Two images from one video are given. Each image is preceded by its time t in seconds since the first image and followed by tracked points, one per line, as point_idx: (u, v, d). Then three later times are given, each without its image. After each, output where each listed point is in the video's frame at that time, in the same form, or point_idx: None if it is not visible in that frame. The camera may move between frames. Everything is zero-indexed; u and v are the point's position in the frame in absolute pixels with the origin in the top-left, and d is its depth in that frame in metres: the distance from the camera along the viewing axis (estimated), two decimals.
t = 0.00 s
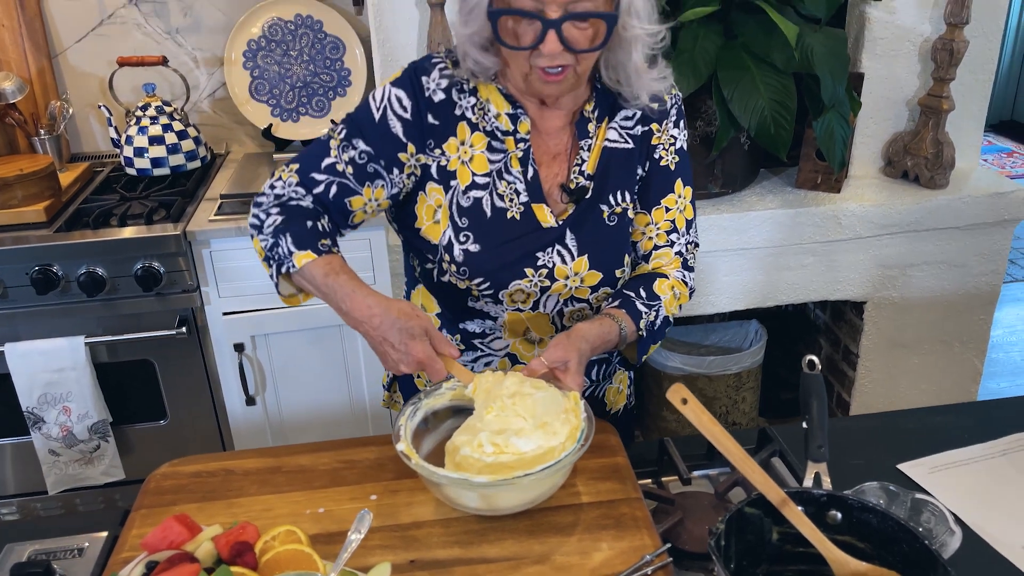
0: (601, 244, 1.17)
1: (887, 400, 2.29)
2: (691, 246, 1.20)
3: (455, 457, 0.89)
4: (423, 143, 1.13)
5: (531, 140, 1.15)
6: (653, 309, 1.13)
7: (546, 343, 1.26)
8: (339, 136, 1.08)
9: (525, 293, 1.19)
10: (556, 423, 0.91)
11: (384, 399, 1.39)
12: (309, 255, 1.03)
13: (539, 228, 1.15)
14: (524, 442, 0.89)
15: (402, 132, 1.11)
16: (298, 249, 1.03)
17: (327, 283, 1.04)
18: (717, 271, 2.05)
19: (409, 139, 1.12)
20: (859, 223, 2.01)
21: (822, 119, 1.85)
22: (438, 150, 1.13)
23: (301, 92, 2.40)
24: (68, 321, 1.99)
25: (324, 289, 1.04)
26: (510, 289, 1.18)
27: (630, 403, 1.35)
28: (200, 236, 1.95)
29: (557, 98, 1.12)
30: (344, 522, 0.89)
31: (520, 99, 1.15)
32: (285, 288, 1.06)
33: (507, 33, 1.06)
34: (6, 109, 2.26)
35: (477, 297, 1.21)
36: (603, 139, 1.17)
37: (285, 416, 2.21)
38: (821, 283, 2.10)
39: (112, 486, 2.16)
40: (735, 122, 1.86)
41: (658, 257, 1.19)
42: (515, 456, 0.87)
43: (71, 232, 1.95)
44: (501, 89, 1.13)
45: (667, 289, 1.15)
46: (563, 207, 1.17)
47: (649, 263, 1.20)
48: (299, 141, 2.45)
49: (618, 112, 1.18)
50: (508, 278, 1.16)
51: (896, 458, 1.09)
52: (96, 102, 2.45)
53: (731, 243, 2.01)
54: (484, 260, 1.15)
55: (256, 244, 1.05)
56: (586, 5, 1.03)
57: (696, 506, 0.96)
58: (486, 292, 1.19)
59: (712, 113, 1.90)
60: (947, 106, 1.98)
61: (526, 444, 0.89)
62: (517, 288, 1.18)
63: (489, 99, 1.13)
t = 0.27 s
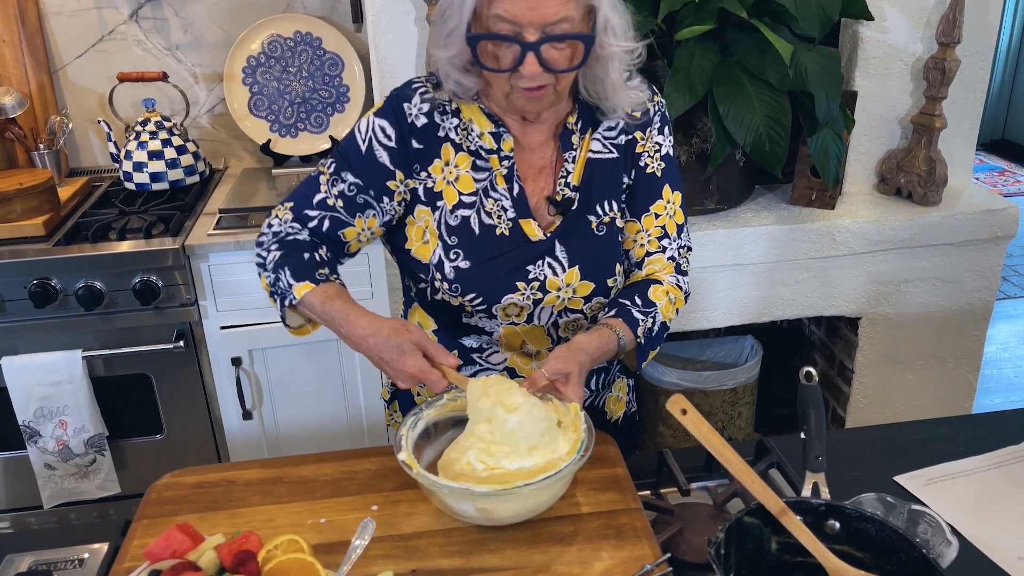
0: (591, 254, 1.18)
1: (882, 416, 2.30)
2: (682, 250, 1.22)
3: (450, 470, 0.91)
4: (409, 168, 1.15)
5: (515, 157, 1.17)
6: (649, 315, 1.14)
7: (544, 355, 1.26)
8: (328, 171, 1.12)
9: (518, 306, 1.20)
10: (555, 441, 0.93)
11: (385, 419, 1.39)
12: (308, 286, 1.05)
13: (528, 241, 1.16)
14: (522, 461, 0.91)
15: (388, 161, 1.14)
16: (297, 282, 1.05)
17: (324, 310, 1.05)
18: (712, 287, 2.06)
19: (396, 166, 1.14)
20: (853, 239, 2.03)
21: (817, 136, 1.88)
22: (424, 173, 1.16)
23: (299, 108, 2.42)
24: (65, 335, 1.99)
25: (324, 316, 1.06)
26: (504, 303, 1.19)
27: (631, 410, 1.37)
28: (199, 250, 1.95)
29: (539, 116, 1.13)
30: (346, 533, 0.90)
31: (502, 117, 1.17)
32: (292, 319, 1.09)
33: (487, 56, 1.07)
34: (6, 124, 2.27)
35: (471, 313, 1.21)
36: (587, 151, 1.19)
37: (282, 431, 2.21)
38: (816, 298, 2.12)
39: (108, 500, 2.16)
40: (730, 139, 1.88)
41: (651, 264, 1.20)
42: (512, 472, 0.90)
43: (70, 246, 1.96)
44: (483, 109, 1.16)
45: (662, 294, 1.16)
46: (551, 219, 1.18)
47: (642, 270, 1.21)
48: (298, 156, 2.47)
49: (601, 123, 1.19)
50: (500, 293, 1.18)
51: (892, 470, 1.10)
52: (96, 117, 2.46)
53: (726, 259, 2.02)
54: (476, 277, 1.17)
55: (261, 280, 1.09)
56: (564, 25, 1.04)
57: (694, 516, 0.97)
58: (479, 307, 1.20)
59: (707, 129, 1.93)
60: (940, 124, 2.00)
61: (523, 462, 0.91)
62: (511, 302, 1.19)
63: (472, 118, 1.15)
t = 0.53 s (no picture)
0: (587, 261, 1.20)
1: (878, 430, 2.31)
2: (677, 258, 1.22)
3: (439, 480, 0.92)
4: (405, 181, 1.17)
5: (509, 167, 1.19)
6: (647, 324, 1.14)
7: (541, 364, 1.26)
8: (329, 195, 1.16)
9: (516, 314, 1.20)
10: (553, 451, 0.93)
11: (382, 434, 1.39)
12: (307, 305, 1.09)
13: (524, 250, 1.17)
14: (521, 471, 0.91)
15: (385, 176, 1.16)
16: (299, 301, 1.09)
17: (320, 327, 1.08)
18: (709, 301, 2.08)
19: (393, 181, 1.17)
20: (849, 254, 2.05)
21: (813, 152, 1.90)
22: (419, 185, 1.17)
23: (299, 122, 2.43)
24: (64, 346, 1.99)
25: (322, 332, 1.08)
26: (501, 311, 1.19)
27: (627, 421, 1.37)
28: (199, 262, 1.96)
29: (534, 123, 1.16)
30: (348, 540, 0.90)
31: (497, 125, 1.19)
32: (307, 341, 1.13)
33: (484, 66, 1.09)
34: (7, 137, 2.28)
35: (468, 321, 1.22)
36: (581, 160, 1.20)
37: (280, 443, 2.21)
38: (812, 313, 2.13)
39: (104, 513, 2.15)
40: (727, 153, 1.90)
41: (646, 271, 1.20)
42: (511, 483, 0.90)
43: (70, 257, 1.96)
44: (478, 119, 1.18)
45: (658, 303, 1.16)
46: (546, 227, 1.20)
47: (638, 278, 1.21)
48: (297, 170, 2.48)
49: (593, 133, 1.21)
50: (498, 301, 1.18)
51: (890, 480, 1.11)
52: (96, 130, 2.47)
53: (723, 272, 2.03)
54: (473, 284, 1.17)
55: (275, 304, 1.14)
56: (559, 35, 1.06)
57: (694, 525, 0.98)
58: (477, 315, 1.20)
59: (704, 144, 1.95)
60: (934, 141, 2.02)
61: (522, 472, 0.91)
62: (508, 310, 1.19)
63: (466, 129, 1.17)
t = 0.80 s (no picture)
0: (585, 271, 1.20)
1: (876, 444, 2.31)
2: (673, 269, 1.24)
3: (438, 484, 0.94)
4: (403, 189, 1.19)
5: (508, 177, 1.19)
6: (646, 334, 1.15)
7: (538, 372, 1.26)
8: (327, 202, 1.18)
9: (513, 321, 1.21)
10: (553, 457, 0.93)
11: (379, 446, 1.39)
12: (301, 304, 1.10)
13: (522, 258, 1.18)
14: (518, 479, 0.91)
15: (383, 184, 1.18)
16: (292, 300, 1.10)
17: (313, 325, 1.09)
18: (707, 314, 2.08)
19: (390, 189, 1.18)
20: (846, 268, 2.06)
21: (810, 166, 1.91)
22: (417, 193, 1.19)
23: (299, 135, 2.45)
24: (63, 357, 1.99)
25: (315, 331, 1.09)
26: (499, 317, 1.20)
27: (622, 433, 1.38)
28: (199, 273, 1.96)
29: (533, 131, 1.17)
30: (350, 549, 0.90)
31: (496, 134, 1.20)
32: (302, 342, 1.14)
33: (487, 73, 1.10)
34: (9, 148, 2.29)
35: (466, 327, 1.22)
36: (579, 171, 1.21)
37: (278, 455, 2.21)
38: (809, 327, 2.14)
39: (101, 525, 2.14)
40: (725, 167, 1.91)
41: (644, 282, 1.22)
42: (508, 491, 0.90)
43: (70, 268, 1.97)
44: (477, 129, 1.19)
45: (657, 314, 1.17)
46: (544, 236, 1.20)
47: (636, 288, 1.22)
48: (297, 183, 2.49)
49: (592, 144, 1.22)
50: (496, 309, 1.19)
51: (888, 491, 1.12)
52: (98, 143, 2.48)
53: (721, 286, 2.05)
54: (471, 291, 1.18)
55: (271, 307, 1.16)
56: (562, 44, 1.07)
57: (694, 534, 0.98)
58: (474, 322, 1.20)
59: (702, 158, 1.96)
60: (930, 156, 2.04)
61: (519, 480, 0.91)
62: (505, 316, 1.20)
63: (465, 139, 1.18)
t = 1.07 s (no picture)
0: (585, 281, 1.21)
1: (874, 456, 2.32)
2: (670, 282, 1.26)
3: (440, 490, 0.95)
4: (404, 197, 1.18)
5: (509, 188, 1.21)
6: (645, 345, 1.16)
7: (536, 383, 1.26)
8: (326, 206, 1.16)
9: (513, 331, 1.21)
10: (554, 466, 0.94)
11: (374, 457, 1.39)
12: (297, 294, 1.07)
13: (523, 267, 1.19)
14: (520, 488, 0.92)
15: (384, 191, 1.17)
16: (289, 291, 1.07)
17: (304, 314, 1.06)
18: (705, 325, 2.09)
19: (392, 196, 1.18)
20: (845, 280, 2.07)
21: (809, 179, 1.93)
22: (420, 202, 1.18)
23: (301, 146, 2.46)
24: (64, 366, 1.99)
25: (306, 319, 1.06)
26: (499, 327, 1.21)
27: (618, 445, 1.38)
28: (200, 283, 1.97)
29: (538, 140, 1.17)
30: (351, 556, 0.91)
31: (501, 146, 1.21)
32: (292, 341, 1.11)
33: (499, 80, 1.10)
34: (11, 159, 2.30)
35: (466, 336, 1.22)
36: (580, 183, 1.23)
37: (277, 466, 2.21)
38: (807, 339, 2.15)
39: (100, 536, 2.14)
40: (724, 180, 1.92)
41: (643, 293, 1.24)
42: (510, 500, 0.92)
43: (71, 278, 1.97)
44: (480, 140, 1.20)
45: (655, 325, 1.19)
46: (545, 247, 1.22)
47: (634, 300, 1.24)
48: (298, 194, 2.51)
49: (593, 157, 1.25)
50: (497, 318, 1.19)
51: (887, 501, 1.12)
52: (99, 154, 2.49)
53: (720, 298, 2.05)
54: (472, 299, 1.18)
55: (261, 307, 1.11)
56: (575, 55, 1.08)
57: (694, 543, 0.99)
58: (475, 330, 1.21)
59: (701, 171, 1.97)
60: (927, 170, 2.06)
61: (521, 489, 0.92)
62: (506, 326, 1.21)
63: (469, 149, 1.19)
